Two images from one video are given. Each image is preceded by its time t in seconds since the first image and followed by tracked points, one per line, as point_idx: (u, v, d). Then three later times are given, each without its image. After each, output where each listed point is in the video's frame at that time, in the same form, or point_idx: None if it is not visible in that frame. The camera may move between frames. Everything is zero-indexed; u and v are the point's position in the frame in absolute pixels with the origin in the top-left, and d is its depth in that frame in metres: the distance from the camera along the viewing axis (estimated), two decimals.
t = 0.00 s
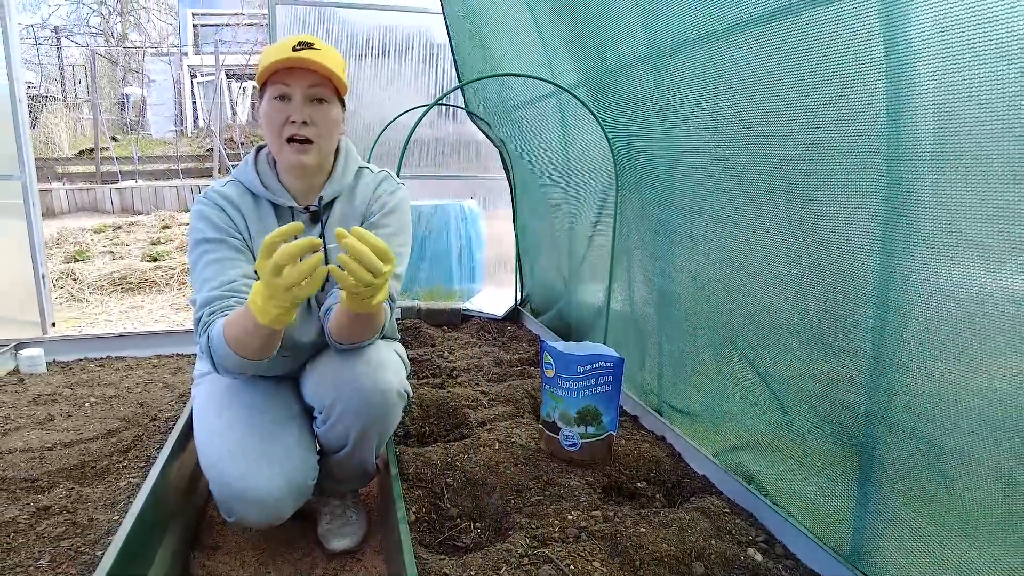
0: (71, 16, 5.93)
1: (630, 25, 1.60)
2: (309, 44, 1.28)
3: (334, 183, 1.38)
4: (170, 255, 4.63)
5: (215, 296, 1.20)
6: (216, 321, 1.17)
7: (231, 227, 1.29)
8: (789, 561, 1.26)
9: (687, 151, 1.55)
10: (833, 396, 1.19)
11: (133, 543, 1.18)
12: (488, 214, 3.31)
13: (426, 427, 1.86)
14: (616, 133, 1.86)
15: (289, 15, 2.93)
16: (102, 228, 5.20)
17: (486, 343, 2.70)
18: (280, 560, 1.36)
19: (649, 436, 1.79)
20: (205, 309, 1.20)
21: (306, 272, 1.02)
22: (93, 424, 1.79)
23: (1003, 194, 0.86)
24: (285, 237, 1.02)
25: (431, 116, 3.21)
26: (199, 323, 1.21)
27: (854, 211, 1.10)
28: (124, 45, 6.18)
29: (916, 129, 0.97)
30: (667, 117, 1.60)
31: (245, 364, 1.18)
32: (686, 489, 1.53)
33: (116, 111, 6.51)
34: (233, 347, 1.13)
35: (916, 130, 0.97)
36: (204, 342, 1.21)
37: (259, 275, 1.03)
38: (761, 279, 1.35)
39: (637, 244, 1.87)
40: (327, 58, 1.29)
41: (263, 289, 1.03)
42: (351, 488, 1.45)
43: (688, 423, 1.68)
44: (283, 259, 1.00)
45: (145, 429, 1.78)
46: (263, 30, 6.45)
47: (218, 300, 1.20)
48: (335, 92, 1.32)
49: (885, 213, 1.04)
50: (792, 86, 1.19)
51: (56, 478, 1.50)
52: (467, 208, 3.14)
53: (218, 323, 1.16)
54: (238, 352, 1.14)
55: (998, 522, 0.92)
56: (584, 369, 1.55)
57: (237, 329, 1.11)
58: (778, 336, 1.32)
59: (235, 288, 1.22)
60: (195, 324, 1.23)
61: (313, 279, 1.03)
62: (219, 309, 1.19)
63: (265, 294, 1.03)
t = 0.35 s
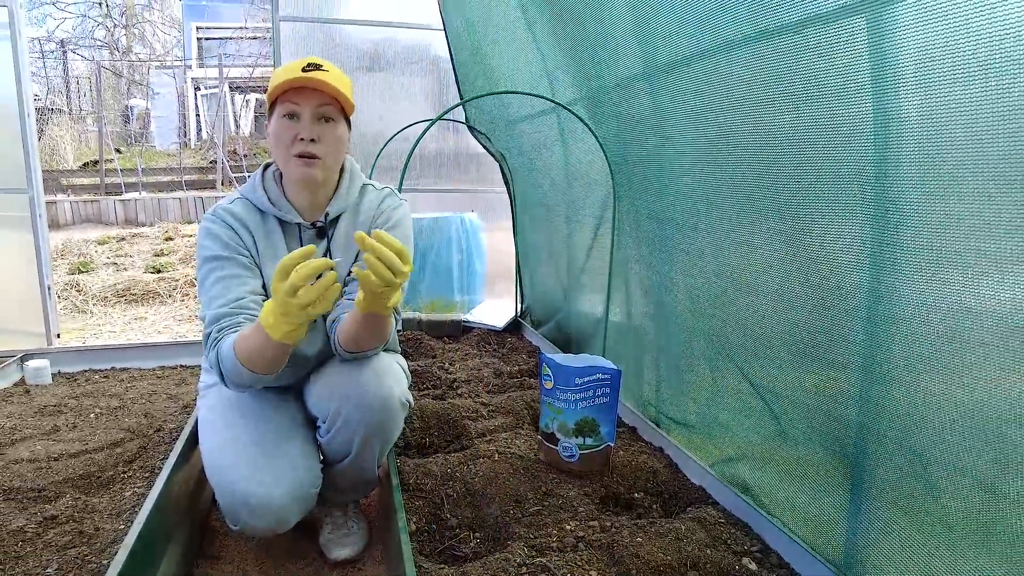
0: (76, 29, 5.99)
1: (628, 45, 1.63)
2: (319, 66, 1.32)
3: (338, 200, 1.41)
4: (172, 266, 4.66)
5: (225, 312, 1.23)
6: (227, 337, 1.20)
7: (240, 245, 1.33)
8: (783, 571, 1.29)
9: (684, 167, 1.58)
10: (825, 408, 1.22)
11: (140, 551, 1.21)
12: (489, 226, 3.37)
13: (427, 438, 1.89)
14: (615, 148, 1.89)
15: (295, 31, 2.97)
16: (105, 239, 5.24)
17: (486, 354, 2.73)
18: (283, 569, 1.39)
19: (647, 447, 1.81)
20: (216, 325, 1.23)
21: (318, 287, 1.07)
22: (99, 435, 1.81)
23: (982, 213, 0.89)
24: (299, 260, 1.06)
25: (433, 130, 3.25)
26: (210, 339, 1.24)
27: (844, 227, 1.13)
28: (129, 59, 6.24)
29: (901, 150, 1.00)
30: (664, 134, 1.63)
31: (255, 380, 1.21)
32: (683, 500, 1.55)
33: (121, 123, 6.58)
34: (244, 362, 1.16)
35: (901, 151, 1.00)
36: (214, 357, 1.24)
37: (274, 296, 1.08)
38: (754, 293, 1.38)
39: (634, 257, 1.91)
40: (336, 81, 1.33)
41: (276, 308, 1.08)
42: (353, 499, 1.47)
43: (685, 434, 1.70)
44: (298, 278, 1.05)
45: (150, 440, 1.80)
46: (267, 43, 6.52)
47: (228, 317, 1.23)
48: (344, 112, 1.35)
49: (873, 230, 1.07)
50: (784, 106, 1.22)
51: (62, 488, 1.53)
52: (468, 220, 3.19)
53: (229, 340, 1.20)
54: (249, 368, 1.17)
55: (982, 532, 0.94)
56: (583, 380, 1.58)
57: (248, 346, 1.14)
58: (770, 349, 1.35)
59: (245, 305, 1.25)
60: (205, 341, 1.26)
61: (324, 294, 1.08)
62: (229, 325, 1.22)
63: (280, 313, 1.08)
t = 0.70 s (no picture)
0: (80, 38, 6.03)
1: (625, 56, 1.66)
2: (331, 93, 1.31)
3: (338, 208, 1.44)
4: (175, 273, 4.70)
5: (222, 325, 1.26)
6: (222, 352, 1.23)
7: (237, 255, 1.35)
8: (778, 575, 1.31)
9: (680, 176, 1.60)
10: (818, 412, 1.24)
11: (145, 553, 1.23)
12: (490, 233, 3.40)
13: (427, 443, 1.90)
14: (613, 156, 1.92)
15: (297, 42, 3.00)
16: (109, 246, 5.27)
17: (486, 360, 2.75)
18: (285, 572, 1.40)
19: (645, 452, 1.83)
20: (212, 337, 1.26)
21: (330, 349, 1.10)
22: (102, 439, 1.84)
23: (967, 222, 0.92)
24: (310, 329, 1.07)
25: (434, 138, 3.29)
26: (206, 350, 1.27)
27: (835, 236, 1.15)
28: (132, 67, 6.29)
29: (892, 159, 1.02)
30: (661, 144, 1.66)
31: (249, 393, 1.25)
32: (680, 504, 1.57)
33: (125, 131, 6.63)
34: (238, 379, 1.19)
35: (891, 160, 1.02)
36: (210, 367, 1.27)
37: (277, 351, 1.07)
38: (748, 300, 1.40)
39: (632, 265, 1.93)
40: (346, 108, 1.33)
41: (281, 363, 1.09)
42: (353, 504, 1.48)
43: (682, 439, 1.72)
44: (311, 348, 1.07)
45: (153, 444, 1.83)
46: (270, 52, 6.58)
47: (224, 330, 1.26)
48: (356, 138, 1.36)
49: (865, 236, 1.09)
50: (778, 116, 1.25)
51: (67, 491, 1.55)
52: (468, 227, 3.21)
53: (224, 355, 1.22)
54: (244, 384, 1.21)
55: (970, 533, 0.97)
56: (580, 386, 1.60)
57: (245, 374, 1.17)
58: (764, 355, 1.37)
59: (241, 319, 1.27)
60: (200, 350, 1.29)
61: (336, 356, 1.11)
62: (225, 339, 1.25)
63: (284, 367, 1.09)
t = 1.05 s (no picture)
0: (84, 42, 6.06)
1: (624, 62, 1.68)
2: (335, 111, 1.32)
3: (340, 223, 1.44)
4: (179, 277, 4.74)
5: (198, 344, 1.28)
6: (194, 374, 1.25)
7: (228, 271, 1.35)
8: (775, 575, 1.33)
9: (679, 181, 1.62)
10: (813, 415, 1.26)
11: (149, 553, 1.25)
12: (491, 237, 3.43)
13: (428, 445, 1.92)
14: (612, 161, 1.94)
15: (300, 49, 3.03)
16: (113, 250, 5.30)
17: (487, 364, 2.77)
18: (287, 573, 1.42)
19: (645, 455, 1.85)
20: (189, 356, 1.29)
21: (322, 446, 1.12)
22: (107, 441, 1.86)
23: (958, 227, 0.93)
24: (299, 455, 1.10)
25: (436, 143, 3.30)
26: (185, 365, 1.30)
27: (831, 240, 1.17)
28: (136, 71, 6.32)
29: (886, 165, 1.04)
30: (660, 149, 1.67)
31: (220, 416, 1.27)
32: (679, 505, 1.59)
33: (129, 135, 6.67)
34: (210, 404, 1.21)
35: (885, 166, 1.04)
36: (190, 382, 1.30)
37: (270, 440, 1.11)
38: (745, 304, 1.42)
39: (630, 269, 1.95)
40: (348, 125, 1.35)
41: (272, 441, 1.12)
42: (354, 505, 1.50)
43: (681, 442, 1.73)
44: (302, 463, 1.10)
45: (156, 446, 1.84)
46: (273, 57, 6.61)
47: (203, 351, 1.27)
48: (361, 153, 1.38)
49: (859, 241, 1.11)
50: (774, 122, 1.26)
51: (72, 492, 1.57)
52: (470, 231, 3.23)
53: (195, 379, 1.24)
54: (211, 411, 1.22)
55: (964, 533, 0.98)
56: (578, 390, 1.61)
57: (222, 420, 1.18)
58: (761, 358, 1.38)
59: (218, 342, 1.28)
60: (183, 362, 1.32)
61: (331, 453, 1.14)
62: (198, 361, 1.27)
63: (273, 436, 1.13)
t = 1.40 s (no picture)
0: (88, 45, 6.08)
1: (626, 65, 1.69)
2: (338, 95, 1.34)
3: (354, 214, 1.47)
4: (182, 279, 4.75)
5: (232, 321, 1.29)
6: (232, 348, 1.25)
7: (256, 257, 1.37)
8: None
9: (681, 183, 1.63)
10: (815, 417, 1.26)
11: (155, 553, 1.26)
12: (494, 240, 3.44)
13: (431, 446, 1.92)
14: (614, 163, 1.94)
15: (304, 51, 3.04)
16: (117, 252, 5.32)
17: (489, 365, 2.78)
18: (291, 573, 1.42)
19: (647, 456, 1.85)
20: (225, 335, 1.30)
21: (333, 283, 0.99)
22: (111, 443, 1.87)
23: (959, 229, 0.94)
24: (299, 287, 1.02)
25: (439, 146, 3.32)
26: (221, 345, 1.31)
27: (832, 243, 1.17)
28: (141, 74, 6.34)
29: (887, 166, 1.04)
30: (662, 152, 1.68)
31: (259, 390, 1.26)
32: (681, 507, 1.59)
33: (133, 138, 6.69)
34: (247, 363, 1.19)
35: (887, 168, 1.04)
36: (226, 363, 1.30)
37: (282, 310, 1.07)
38: (747, 306, 1.42)
39: (633, 271, 1.96)
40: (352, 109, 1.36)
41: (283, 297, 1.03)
42: (358, 507, 1.50)
43: (683, 443, 1.74)
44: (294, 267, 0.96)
45: (161, 447, 1.85)
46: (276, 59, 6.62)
47: (240, 327, 1.28)
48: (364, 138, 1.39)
49: (861, 243, 1.11)
50: (776, 125, 1.27)
51: (77, 493, 1.58)
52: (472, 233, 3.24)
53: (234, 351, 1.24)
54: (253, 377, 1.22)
55: (965, 535, 0.99)
56: (582, 391, 1.61)
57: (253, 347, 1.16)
58: (763, 360, 1.39)
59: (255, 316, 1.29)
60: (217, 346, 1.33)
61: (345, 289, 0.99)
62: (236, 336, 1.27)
63: (295, 315, 1.05)
